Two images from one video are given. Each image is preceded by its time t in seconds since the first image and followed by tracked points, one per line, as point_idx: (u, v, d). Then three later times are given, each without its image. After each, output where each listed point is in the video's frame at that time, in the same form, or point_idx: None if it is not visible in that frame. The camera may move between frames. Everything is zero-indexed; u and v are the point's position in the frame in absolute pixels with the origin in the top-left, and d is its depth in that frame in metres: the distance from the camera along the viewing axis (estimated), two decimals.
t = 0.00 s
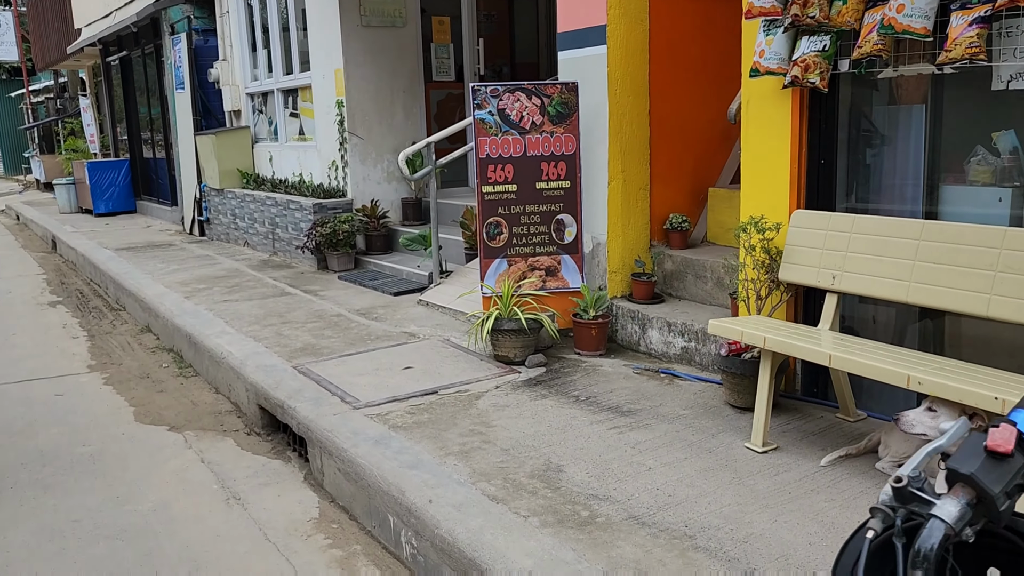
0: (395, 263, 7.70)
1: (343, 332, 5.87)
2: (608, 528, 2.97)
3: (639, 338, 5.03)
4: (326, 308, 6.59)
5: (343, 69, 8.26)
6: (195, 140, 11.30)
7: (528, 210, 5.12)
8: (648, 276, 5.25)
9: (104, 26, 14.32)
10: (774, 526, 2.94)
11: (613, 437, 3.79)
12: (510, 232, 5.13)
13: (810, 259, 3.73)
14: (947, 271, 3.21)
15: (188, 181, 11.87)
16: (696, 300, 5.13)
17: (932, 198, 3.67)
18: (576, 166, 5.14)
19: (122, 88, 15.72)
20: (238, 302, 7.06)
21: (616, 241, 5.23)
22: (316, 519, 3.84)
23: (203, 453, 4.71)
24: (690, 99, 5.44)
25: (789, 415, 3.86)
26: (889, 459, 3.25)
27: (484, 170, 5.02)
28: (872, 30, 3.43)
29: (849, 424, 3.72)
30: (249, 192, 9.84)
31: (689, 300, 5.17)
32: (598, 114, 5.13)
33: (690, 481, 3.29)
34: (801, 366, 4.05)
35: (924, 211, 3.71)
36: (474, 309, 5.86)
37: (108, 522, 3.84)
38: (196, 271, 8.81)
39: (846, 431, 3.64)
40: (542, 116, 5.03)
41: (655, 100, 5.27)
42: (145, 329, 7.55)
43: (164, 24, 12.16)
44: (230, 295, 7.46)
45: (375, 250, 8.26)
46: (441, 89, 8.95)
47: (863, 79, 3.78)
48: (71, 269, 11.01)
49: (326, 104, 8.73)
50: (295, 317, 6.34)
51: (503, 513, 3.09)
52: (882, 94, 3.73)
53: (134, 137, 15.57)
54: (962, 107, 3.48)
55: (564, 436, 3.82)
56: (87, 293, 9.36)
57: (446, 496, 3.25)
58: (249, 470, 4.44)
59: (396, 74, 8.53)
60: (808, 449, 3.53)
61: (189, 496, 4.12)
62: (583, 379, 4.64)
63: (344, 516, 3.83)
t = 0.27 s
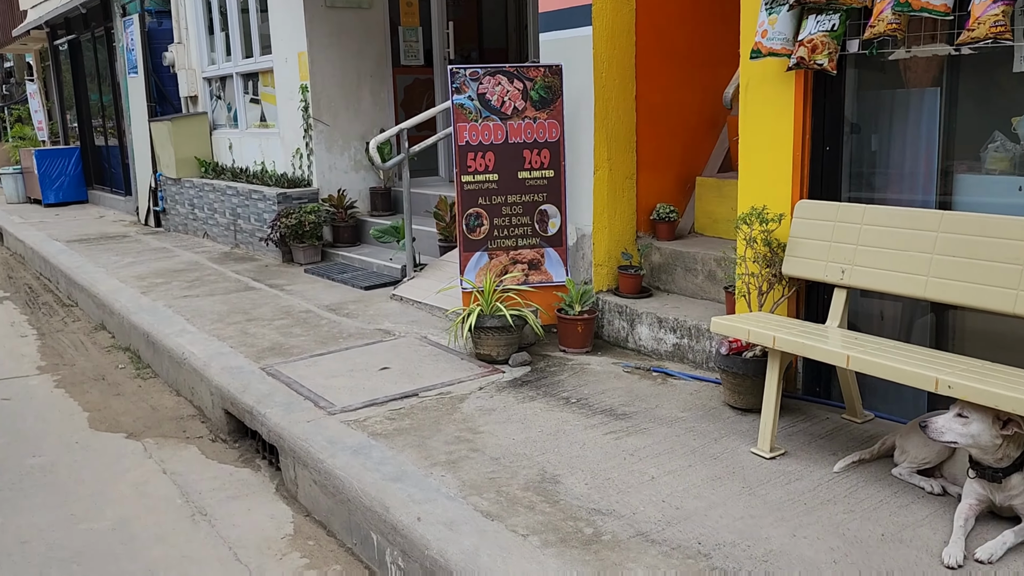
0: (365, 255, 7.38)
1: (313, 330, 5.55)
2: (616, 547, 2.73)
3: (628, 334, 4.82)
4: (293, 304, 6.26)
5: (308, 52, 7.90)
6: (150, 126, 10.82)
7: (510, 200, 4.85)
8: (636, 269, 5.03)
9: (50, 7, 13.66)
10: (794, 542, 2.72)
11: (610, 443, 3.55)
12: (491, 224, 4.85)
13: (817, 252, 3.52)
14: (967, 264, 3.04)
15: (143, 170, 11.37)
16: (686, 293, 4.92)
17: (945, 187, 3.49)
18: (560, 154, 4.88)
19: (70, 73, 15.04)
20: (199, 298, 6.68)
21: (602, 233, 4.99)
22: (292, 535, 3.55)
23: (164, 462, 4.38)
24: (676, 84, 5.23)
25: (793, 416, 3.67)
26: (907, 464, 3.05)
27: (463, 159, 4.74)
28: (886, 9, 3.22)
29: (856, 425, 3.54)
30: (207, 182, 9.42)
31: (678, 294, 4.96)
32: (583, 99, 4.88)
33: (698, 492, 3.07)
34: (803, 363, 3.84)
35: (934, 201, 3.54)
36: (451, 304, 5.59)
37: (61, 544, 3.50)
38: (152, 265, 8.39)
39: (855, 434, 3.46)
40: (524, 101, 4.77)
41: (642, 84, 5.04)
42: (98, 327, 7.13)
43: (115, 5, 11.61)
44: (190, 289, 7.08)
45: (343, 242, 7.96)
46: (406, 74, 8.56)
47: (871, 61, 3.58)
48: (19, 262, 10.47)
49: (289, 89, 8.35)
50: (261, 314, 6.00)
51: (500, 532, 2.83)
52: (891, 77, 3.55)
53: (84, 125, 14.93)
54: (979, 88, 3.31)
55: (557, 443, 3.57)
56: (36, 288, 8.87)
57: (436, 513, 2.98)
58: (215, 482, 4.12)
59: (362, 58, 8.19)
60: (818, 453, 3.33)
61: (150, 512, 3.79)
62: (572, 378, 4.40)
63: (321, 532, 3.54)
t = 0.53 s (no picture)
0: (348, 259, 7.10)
1: (294, 340, 5.26)
2: None
3: (629, 345, 4.59)
4: (273, 312, 5.96)
5: (286, 47, 7.59)
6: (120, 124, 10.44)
7: (504, 204, 4.61)
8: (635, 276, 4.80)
9: (15, 0, 13.18)
10: None
11: (619, 466, 3.31)
12: (484, 228, 4.61)
13: (838, 261, 3.31)
14: (1005, 275, 2.83)
15: (113, 169, 10.98)
16: (688, 301, 4.69)
17: (974, 192, 3.29)
18: (557, 155, 4.65)
19: (37, 68, 14.55)
20: (172, 305, 6.36)
21: (601, 237, 4.76)
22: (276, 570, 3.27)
23: (136, 486, 4.08)
24: (677, 83, 5.02)
25: (812, 436, 3.45)
26: (941, 491, 2.84)
27: (455, 159, 4.50)
28: (916, 3, 3.01)
29: (879, 445, 3.34)
30: (181, 182, 9.08)
31: (680, 302, 4.74)
32: (580, 97, 4.65)
33: (720, 523, 2.84)
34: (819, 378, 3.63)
35: (963, 208, 3.33)
36: (440, 312, 5.33)
37: None
38: (123, 268, 8.03)
39: (879, 455, 3.25)
40: (520, 99, 4.53)
41: (642, 82, 4.82)
42: (66, 335, 6.78)
43: None
44: (163, 296, 6.75)
45: (323, 245, 7.70)
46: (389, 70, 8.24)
47: (894, 59, 3.37)
48: None
49: (266, 86, 8.04)
50: (239, 323, 5.70)
51: (509, 573, 2.58)
52: (915, 76, 3.35)
53: (51, 122, 14.45)
54: (1013, 87, 3.10)
55: (563, 466, 3.33)
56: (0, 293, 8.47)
57: (436, 550, 2.73)
58: (192, 508, 3.83)
59: (343, 53, 7.89)
60: (842, 476, 3.12)
61: (121, 544, 3.49)
62: (572, 393, 4.16)
63: (308, 566, 3.27)
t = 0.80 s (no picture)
0: (328, 263, 6.82)
1: (273, 350, 4.97)
2: None
3: (629, 355, 4.37)
4: (249, 319, 5.66)
5: (261, 41, 7.27)
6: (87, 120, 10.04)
7: (498, 207, 4.37)
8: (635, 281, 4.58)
9: None
10: None
11: (630, 491, 3.07)
12: (476, 233, 4.37)
13: (862, 270, 3.10)
14: None
15: (80, 167, 10.57)
16: (691, 309, 4.48)
17: (1010, 198, 3.14)
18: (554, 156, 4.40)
19: None
20: (142, 311, 6.03)
21: (599, 242, 4.53)
22: None
23: (103, 511, 3.77)
24: (677, 80, 4.81)
25: (832, 456, 3.25)
26: (982, 521, 2.64)
27: (445, 159, 4.25)
28: None
29: (905, 466, 3.15)
30: (151, 180, 8.72)
31: (682, 309, 4.52)
32: (578, 95, 4.41)
33: (746, 558, 2.61)
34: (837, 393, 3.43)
35: (996, 214, 3.17)
36: (428, 320, 5.06)
37: None
38: (90, 271, 7.67)
39: (906, 478, 3.06)
40: (515, 96, 4.28)
41: (642, 79, 4.60)
42: (28, 343, 6.41)
43: None
44: (132, 301, 6.41)
45: (301, 247, 7.41)
46: (367, 66, 7.96)
47: (921, 55, 3.16)
48: None
49: (241, 81, 7.72)
50: (213, 331, 5.40)
51: None
52: (945, 74, 3.16)
53: (14, 117, 13.95)
54: None
55: (569, 492, 3.09)
56: None
57: None
58: (164, 536, 3.53)
59: (321, 48, 7.59)
60: (870, 502, 2.91)
61: None
62: (571, 408, 3.92)
63: None
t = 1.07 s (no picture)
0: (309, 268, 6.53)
1: (252, 362, 4.68)
2: None
3: (632, 367, 4.12)
4: (226, 328, 5.35)
5: (237, 35, 6.94)
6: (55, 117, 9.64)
7: (493, 210, 4.11)
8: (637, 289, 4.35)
9: None
10: None
11: (646, 521, 2.82)
12: (470, 237, 4.11)
13: (893, 279, 2.87)
14: None
15: (47, 166, 10.16)
16: (695, 317, 4.24)
17: None
18: (551, 155, 4.15)
19: None
20: (112, 319, 5.70)
21: (599, 247, 4.28)
22: None
23: (66, 542, 3.46)
24: (678, 75, 4.56)
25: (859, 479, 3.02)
26: None
27: (437, 159, 3.98)
28: None
29: (938, 489, 2.94)
30: (122, 180, 8.36)
31: (686, 317, 4.28)
32: (577, 90, 4.15)
33: None
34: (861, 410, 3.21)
35: None
36: (417, 329, 4.79)
37: None
38: (56, 276, 7.30)
39: (942, 504, 2.84)
40: (510, 92, 4.02)
41: (643, 74, 4.36)
42: None
43: None
44: (102, 308, 6.07)
45: (281, 250, 7.10)
46: (348, 62, 7.66)
47: (955, 48, 2.93)
48: None
49: (216, 77, 7.39)
50: (188, 341, 5.09)
51: None
52: (980, 69, 2.92)
53: None
54: None
55: (579, 523, 2.83)
56: None
57: None
58: (134, 571, 3.23)
59: (300, 43, 7.27)
60: (907, 532, 2.68)
61: None
62: (574, 425, 3.67)
63: None
